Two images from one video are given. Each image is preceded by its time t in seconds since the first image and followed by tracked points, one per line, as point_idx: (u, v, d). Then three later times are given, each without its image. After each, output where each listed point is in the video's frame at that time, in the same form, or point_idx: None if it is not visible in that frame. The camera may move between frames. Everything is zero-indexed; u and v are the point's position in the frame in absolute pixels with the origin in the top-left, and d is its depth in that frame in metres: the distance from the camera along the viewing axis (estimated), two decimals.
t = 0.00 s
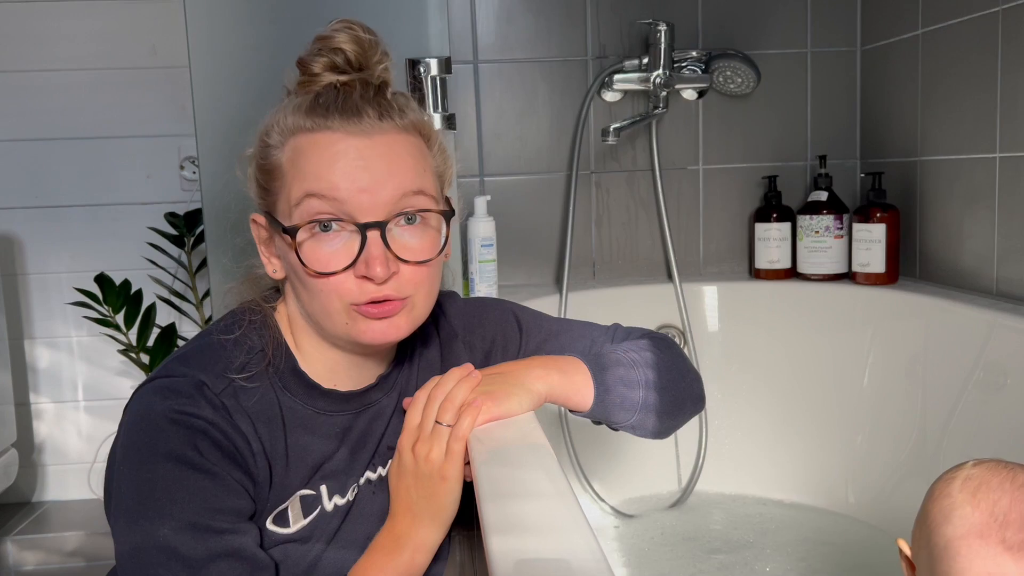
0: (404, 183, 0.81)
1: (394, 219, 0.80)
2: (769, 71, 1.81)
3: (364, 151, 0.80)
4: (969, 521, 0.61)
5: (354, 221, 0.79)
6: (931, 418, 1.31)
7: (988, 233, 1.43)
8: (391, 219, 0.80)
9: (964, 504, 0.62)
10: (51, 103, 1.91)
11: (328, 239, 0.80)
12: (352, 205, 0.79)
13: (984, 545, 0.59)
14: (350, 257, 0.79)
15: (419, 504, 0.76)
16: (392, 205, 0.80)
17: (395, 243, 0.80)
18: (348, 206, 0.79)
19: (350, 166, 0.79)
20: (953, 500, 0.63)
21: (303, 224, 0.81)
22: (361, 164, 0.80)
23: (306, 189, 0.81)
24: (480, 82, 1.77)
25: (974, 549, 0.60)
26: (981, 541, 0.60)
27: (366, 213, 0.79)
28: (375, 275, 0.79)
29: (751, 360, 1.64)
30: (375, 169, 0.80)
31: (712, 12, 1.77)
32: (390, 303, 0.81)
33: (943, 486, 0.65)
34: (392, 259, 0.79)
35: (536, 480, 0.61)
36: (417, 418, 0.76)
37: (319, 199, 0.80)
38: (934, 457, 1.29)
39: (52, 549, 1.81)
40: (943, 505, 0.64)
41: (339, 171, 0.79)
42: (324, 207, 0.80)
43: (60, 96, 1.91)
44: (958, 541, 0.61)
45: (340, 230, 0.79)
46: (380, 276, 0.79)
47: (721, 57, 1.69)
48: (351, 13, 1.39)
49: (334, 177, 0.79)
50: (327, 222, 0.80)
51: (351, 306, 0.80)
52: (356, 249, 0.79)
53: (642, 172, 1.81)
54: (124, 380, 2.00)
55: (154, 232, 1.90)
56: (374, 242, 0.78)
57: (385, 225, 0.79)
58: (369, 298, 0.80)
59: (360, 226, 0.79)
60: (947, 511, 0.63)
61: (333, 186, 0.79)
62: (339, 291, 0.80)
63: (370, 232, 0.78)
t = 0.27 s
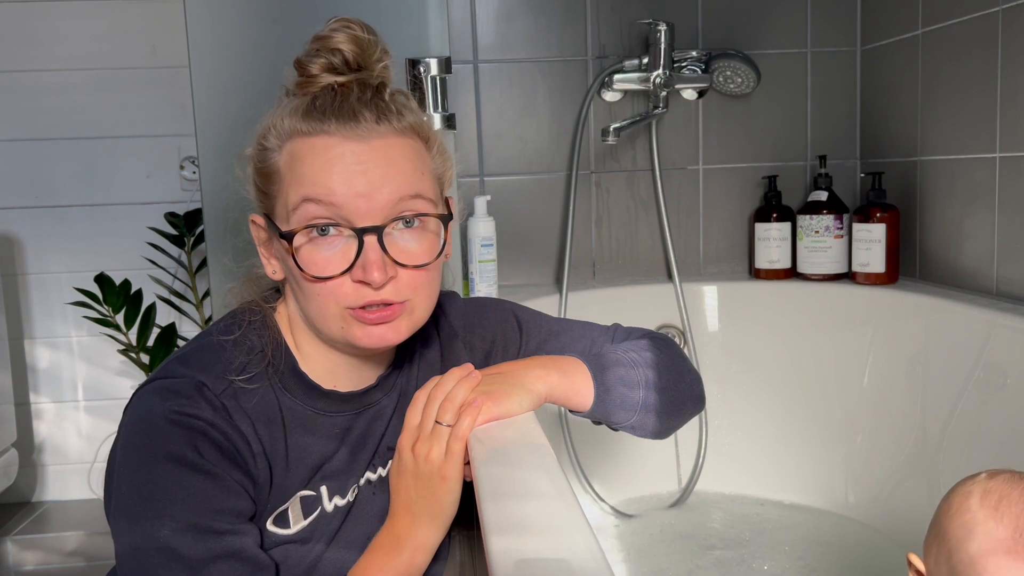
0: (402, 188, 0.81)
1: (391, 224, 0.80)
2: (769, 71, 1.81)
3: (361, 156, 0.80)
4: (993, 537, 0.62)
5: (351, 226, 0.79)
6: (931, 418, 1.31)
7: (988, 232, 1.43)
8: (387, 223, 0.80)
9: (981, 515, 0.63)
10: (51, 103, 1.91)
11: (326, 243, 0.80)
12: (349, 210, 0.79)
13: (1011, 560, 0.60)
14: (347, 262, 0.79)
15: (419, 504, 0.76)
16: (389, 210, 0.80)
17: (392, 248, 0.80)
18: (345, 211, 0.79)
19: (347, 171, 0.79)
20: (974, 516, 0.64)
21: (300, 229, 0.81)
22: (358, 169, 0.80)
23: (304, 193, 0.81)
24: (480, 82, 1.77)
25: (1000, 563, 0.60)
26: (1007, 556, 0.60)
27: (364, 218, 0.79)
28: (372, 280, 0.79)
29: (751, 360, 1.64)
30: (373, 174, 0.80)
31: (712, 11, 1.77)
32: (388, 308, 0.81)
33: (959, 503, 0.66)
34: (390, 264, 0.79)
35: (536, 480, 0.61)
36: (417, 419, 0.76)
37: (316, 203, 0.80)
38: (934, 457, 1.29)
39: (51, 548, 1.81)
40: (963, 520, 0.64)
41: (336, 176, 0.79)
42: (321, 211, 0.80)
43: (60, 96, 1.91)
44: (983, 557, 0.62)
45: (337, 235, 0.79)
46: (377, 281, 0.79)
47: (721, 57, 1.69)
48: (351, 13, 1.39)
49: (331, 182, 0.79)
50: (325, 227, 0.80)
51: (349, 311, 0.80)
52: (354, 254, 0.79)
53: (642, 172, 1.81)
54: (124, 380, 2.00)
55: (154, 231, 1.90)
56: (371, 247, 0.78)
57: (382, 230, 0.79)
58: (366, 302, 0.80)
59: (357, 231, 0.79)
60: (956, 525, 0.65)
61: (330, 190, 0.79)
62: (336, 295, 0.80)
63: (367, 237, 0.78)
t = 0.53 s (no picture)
0: (403, 189, 0.81)
1: (393, 226, 0.80)
2: (769, 71, 1.81)
3: (363, 158, 0.80)
4: None
5: (352, 227, 0.79)
6: (931, 417, 1.31)
7: (988, 232, 1.43)
8: (388, 224, 0.80)
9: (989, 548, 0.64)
10: (51, 103, 1.91)
11: (326, 244, 0.80)
12: (350, 211, 0.79)
13: None
14: (348, 263, 0.79)
15: (419, 504, 0.76)
16: (389, 211, 0.80)
17: (393, 249, 0.80)
18: (346, 212, 0.79)
19: (348, 172, 0.80)
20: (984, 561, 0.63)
21: (301, 229, 0.81)
22: (359, 171, 0.80)
23: (305, 194, 0.81)
24: (480, 82, 1.77)
25: None
26: None
27: (364, 219, 0.79)
28: (373, 281, 0.79)
29: (751, 359, 1.64)
30: (373, 176, 0.80)
31: (712, 11, 1.77)
32: (389, 309, 0.81)
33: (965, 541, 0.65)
34: (390, 266, 0.79)
35: (536, 480, 0.61)
36: (417, 418, 0.76)
37: (317, 204, 0.80)
38: (934, 457, 1.29)
39: (52, 548, 1.81)
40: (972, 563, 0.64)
41: (337, 178, 0.80)
42: (322, 212, 0.80)
43: (60, 96, 1.91)
44: None
45: (338, 236, 0.80)
46: (377, 283, 0.79)
47: (721, 57, 1.69)
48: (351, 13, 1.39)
49: (333, 183, 0.80)
50: (326, 227, 0.80)
51: (350, 311, 0.80)
52: (355, 254, 0.79)
53: (642, 172, 1.81)
54: (124, 380, 2.00)
55: (154, 232, 1.90)
56: (372, 248, 0.78)
57: (383, 231, 0.79)
58: (367, 303, 0.80)
59: (358, 232, 0.79)
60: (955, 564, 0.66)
61: (331, 191, 0.79)
62: (337, 296, 0.80)
63: (368, 238, 0.78)
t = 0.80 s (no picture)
0: (394, 172, 0.82)
1: (387, 208, 0.81)
2: (769, 71, 1.81)
3: (353, 142, 0.81)
4: None
5: (345, 211, 0.79)
6: (931, 417, 1.31)
7: (988, 232, 1.43)
8: (382, 207, 0.80)
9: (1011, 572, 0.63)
10: (51, 103, 1.91)
11: (322, 231, 0.80)
12: (344, 195, 0.79)
13: None
14: (343, 247, 0.79)
15: (420, 504, 0.76)
16: (383, 193, 0.80)
17: (387, 232, 0.80)
18: (340, 196, 0.79)
19: (339, 156, 0.80)
20: None
21: (293, 216, 0.81)
22: (349, 154, 0.80)
23: (299, 186, 0.81)
24: (480, 82, 1.77)
25: None
26: None
27: (357, 203, 0.79)
28: (369, 264, 0.78)
29: (751, 359, 1.64)
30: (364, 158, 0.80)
31: (713, 12, 1.77)
32: (387, 293, 0.80)
33: None
34: (386, 248, 0.79)
35: (536, 481, 0.61)
36: (417, 418, 0.76)
37: (311, 192, 0.80)
38: (934, 456, 1.29)
39: (52, 548, 1.81)
40: None
41: (329, 163, 0.80)
42: (316, 199, 0.80)
43: (60, 96, 1.91)
44: None
45: (332, 221, 0.80)
46: (373, 265, 0.79)
47: (721, 57, 1.69)
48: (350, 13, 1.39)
49: (326, 169, 0.80)
50: (320, 213, 0.80)
51: (348, 298, 0.80)
52: (349, 238, 0.79)
53: (642, 172, 1.81)
54: (124, 380, 2.00)
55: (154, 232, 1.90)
56: (366, 230, 0.79)
57: (376, 213, 0.80)
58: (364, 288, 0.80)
59: (353, 214, 0.79)
60: None
61: (324, 176, 0.80)
62: (334, 283, 0.79)
63: (361, 220, 0.79)
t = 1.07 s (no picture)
0: (404, 193, 0.81)
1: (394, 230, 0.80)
2: (769, 71, 1.81)
3: (364, 163, 0.80)
4: None
5: (354, 233, 0.79)
6: (931, 417, 1.31)
7: (988, 233, 1.43)
8: (390, 231, 0.80)
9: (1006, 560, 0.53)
10: (51, 103, 1.91)
11: (328, 250, 0.79)
12: (351, 217, 0.79)
13: None
14: (351, 269, 0.79)
15: (420, 503, 0.76)
16: (391, 216, 0.80)
17: (396, 254, 0.80)
18: (348, 218, 0.79)
19: (349, 177, 0.79)
20: None
21: (303, 236, 0.80)
22: (360, 175, 0.79)
23: (305, 199, 0.81)
24: (480, 82, 1.77)
25: None
26: None
27: (366, 226, 0.79)
28: (376, 287, 0.79)
29: (750, 359, 1.64)
30: (374, 180, 0.80)
31: (713, 12, 1.77)
32: (392, 313, 0.81)
33: None
34: (393, 271, 0.79)
35: (536, 480, 0.61)
36: (417, 418, 0.76)
37: (318, 210, 0.80)
38: (934, 456, 1.29)
39: (51, 548, 1.81)
40: None
41: (337, 183, 0.79)
42: (323, 218, 0.79)
43: (59, 96, 1.91)
44: None
45: (340, 242, 0.79)
46: (379, 288, 0.79)
47: (721, 57, 1.69)
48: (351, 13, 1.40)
49: (335, 190, 0.79)
50: (328, 233, 0.80)
51: (354, 316, 0.80)
52: (357, 261, 0.79)
53: (642, 172, 1.81)
54: (124, 380, 2.00)
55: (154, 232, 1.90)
56: (374, 254, 0.78)
57: (385, 237, 0.79)
58: (370, 309, 0.80)
59: (361, 238, 0.78)
60: None
61: (333, 196, 0.79)
62: (341, 302, 0.80)
63: (370, 244, 0.78)
